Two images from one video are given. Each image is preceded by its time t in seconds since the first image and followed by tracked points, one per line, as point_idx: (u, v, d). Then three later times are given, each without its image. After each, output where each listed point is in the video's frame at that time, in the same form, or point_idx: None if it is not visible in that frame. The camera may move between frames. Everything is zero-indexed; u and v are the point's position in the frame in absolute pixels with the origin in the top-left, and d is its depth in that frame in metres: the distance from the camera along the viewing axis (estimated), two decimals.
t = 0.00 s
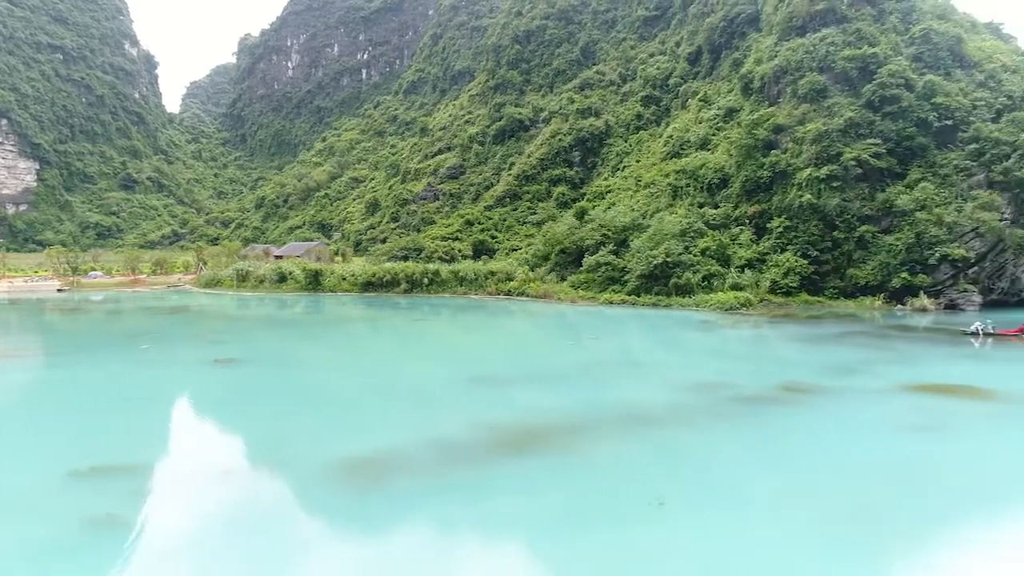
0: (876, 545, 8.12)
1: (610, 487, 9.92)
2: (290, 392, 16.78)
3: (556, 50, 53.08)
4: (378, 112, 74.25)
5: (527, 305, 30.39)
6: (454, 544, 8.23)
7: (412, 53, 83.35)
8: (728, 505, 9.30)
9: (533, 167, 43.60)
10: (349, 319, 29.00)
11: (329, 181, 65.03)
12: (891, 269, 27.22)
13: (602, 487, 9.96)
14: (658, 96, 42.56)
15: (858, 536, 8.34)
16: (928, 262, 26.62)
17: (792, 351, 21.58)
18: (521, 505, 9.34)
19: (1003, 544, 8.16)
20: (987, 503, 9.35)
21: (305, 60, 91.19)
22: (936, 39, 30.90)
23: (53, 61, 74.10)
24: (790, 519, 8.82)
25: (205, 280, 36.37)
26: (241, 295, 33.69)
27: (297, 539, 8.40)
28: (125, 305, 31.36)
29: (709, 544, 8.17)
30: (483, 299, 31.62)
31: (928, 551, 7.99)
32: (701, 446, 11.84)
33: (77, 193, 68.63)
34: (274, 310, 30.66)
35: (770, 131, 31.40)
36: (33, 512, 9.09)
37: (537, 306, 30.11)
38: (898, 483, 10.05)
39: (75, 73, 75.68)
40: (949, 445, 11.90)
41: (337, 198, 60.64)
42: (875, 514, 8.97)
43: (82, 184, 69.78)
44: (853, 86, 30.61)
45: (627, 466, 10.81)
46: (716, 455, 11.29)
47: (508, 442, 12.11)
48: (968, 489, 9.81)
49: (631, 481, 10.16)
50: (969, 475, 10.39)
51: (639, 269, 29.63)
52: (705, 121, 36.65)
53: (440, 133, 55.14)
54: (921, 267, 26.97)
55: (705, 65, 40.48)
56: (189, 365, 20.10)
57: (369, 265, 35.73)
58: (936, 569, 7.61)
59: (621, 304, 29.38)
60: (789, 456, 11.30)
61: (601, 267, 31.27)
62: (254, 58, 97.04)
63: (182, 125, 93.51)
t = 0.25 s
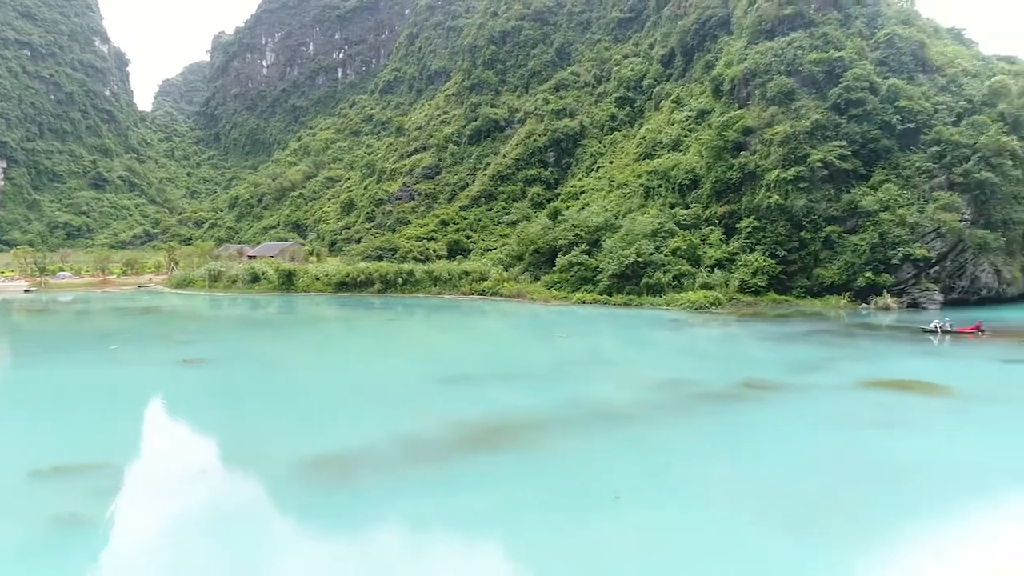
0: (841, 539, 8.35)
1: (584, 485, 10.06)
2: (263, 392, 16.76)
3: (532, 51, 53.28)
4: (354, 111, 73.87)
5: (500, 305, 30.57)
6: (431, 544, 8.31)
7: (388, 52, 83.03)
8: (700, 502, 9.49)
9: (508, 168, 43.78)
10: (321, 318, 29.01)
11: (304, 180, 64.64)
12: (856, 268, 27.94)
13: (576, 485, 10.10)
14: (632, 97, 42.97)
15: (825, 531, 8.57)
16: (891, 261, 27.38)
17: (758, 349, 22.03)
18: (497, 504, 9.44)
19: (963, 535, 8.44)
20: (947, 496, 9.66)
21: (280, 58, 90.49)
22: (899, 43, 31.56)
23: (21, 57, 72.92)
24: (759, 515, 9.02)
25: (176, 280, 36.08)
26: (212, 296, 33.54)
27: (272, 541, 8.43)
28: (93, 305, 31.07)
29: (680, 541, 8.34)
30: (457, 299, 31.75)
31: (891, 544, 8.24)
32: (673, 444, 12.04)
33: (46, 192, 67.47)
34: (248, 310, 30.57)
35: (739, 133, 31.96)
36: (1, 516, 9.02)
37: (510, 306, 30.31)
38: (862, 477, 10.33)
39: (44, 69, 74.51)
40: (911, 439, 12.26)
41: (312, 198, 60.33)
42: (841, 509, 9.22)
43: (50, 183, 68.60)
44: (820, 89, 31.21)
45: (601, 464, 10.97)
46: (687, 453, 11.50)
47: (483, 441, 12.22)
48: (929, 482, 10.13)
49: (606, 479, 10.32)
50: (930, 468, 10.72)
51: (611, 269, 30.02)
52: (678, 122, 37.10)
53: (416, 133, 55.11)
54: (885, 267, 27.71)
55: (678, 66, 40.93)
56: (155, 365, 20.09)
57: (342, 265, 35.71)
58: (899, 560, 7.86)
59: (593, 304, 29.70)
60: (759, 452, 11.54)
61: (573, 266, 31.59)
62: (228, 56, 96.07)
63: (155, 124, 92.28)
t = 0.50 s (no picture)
0: (812, 536, 8.55)
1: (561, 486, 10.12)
2: (234, 393, 16.65)
3: (506, 51, 53.44)
4: (328, 111, 73.42)
5: (472, 304, 30.72)
6: (408, 548, 8.32)
7: (363, 51, 82.66)
8: (675, 501, 9.62)
9: (483, 168, 43.90)
10: (293, 318, 28.94)
11: (277, 180, 64.14)
12: (820, 268, 28.61)
13: (551, 485, 10.21)
14: (605, 98, 43.34)
15: (796, 528, 8.76)
16: (854, 261, 28.08)
17: (724, 347, 22.47)
18: (475, 505, 9.47)
19: (926, 531, 8.69)
20: (910, 492, 9.96)
21: (253, 56, 89.66)
22: (863, 48, 32.25)
23: None
24: (733, 513, 9.18)
25: (145, 280, 35.70)
26: (182, 296, 33.26)
27: (247, 547, 8.37)
28: (60, 306, 30.65)
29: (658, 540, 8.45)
30: (430, 299, 31.83)
31: (860, 540, 8.46)
32: (648, 443, 12.18)
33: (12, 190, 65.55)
34: (219, 310, 30.38)
35: (709, 134, 32.47)
36: None
37: (483, 305, 30.48)
38: (831, 474, 10.58)
39: (10, 66, 72.86)
40: (876, 436, 12.58)
41: (285, 197, 59.92)
42: (810, 506, 9.43)
43: (17, 182, 66.68)
44: (786, 92, 31.82)
45: (578, 464, 11.04)
46: (661, 452, 11.65)
47: (459, 442, 12.27)
48: (893, 479, 10.43)
49: (581, 479, 10.40)
50: (894, 465, 11.03)
51: (583, 269, 30.35)
52: (649, 124, 37.50)
53: (390, 133, 55.00)
54: (848, 266, 28.39)
55: (650, 68, 41.36)
56: (121, 366, 19.94)
57: (315, 265, 35.62)
58: (867, 557, 8.07)
59: (564, 303, 29.99)
60: (732, 451, 11.73)
61: (545, 266, 31.85)
62: (199, 54, 94.86)
63: (125, 122, 90.77)
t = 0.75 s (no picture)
0: (767, 534, 8.82)
1: (529, 488, 10.31)
2: (197, 394, 16.61)
3: (474, 51, 53.58)
4: (295, 109, 72.79)
5: (438, 304, 30.85)
6: (375, 551, 8.41)
7: (331, 50, 82.12)
8: (638, 501, 9.85)
9: (450, 168, 43.98)
10: (257, 318, 28.81)
11: (243, 179, 63.40)
12: (779, 267, 29.34)
13: (518, 485, 10.41)
14: (572, 99, 43.73)
15: (755, 524, 9.08)
16: (811, 261, 28.85)
17: (683, 346, 22.92)
18: (442, 507, 9.59)
19: (878, 526, 9.05)
20: (863, 490, 10.26)
21: (219, 54, 88.55)
22: (820, 53, 33.10)
23: None
24: (692, 512, 9.42)
25: (106, 281, 35.23)
26: (143, 297, 32.84)
27: (213, 551, 8.42)
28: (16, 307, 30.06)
29: (617, 539, 8.68)
30: (396, 299, 31.89)
31: (813, 537, 8.75)
32: (612, 443, 12.44)
33: None
34: (182, 311, 30.08)
35: (671, 136, 32.98)
36: None
37: (450, 305, 30.63)
38: (789, 473, 10.87)
39: None
40: (832, 433, 13.02)
41: (252, 197, 59.30)
42: (768, 502, 9.76)
43: None
44: (747, 96, 32.54)
45: (544, 466, 11.21)
46: (626, 451, 11.93)
47: (427, 443, 12.42)
48: (848, 476, 10.76)
49: (549, 481, 10.59)
50: (849, 462, 11.37)
51: (548, 269, 30.66)
52: (615, 125, 37.98)
53: (358, 133, 54.77)
54: (806, 266, 29.17)
55: (617, 70, 41.85)
56: (78, 367, 19.74)
57: (280, 266, 35.43)
58: (819, 555, 8.33)
59: (530, 303, 30.30)
60: (695, 450, 11.99)
61: (511, 266, 32.12)
62: (163, 51, 93.23)
63: (86, 119, 88.73)
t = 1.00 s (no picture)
0: (736, 531, 8.96)
1: (501, 488, 10.37)
2: (166, 395, 16.50)
3: (447, 51, 53.63)
4: (267, 108, 72.15)
5: (409, 305, 30.92)
6: (347, 553, 8.44)
7: (304, 48, 81.60)
8: (608, 500, 9.93)
9: (423, 168, 43.96)
10: (227, 319, 28.66)
11: (214, 178, 62.71)
12: (745, 267, 29.88)
13: (491, 486, 10.47)
14: (545, 100, 44.00)
15: (724, 521, 9.23)
16: (777, 261, 29.43)
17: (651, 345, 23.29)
18: (415, 508, 9.63)
19: (846, 522, 9.18)
20: (828, 485, 10.44)
21: (189, 51, 87.52)
22: (786, 56, 33.74)
23: None
24: (661, 511, 9.51)
25: (71, 281, 34.77)
26: (109, 298, 32.49)
27: (181, 556, 8.38)
28: None
29: (588, 538, 8.77)
30: (368, 299, 31.89)
31: (778, 534, 8.87)
32: (585, 442, 12.56)
33: None
34: (151, 312, 29.82)
35: (641, 137, 33.41)
36: None
37: (422, 305, 30.73)
38: (756, 470, 11.03)
39: None
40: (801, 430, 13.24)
41: (223, 196, 58.72)
42: (737, 500, 9.92)
43: None
44: (714, 98, 33.04)
45: (516, 467, 11.27)
46: (599, 451, 12.05)
47: (401, 443, 12.44)
48: (815, 473, 10.92)
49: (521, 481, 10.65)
50: (814, 458, 11.56)
51: (518, 269, 30.91)
52: (586, 126, 38.32)
53: (330, 132, 54.51)
54: (771, 266, 29.78)
55: (589, 72, 42.21)
56: (40, 369, 19.54)
57: (251, 266, 35.25)
58: (788, 551, 8.43)
59: (501, 303, 30.53)
60: (667, 448, 12.15)
61: (483, 266, 32.31)
62: (132, 48, 91.73)
63: (52, 116, 86.90)
